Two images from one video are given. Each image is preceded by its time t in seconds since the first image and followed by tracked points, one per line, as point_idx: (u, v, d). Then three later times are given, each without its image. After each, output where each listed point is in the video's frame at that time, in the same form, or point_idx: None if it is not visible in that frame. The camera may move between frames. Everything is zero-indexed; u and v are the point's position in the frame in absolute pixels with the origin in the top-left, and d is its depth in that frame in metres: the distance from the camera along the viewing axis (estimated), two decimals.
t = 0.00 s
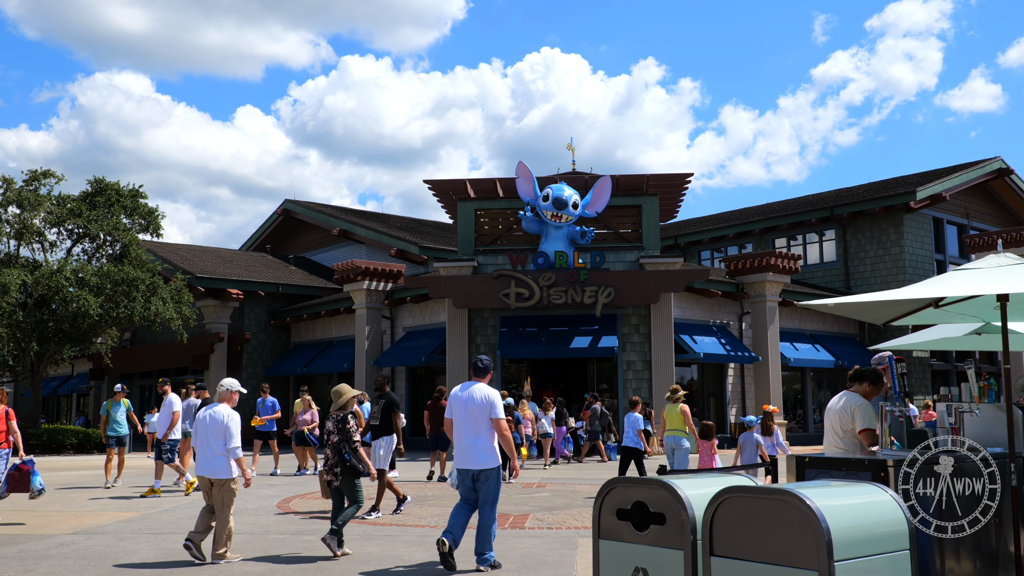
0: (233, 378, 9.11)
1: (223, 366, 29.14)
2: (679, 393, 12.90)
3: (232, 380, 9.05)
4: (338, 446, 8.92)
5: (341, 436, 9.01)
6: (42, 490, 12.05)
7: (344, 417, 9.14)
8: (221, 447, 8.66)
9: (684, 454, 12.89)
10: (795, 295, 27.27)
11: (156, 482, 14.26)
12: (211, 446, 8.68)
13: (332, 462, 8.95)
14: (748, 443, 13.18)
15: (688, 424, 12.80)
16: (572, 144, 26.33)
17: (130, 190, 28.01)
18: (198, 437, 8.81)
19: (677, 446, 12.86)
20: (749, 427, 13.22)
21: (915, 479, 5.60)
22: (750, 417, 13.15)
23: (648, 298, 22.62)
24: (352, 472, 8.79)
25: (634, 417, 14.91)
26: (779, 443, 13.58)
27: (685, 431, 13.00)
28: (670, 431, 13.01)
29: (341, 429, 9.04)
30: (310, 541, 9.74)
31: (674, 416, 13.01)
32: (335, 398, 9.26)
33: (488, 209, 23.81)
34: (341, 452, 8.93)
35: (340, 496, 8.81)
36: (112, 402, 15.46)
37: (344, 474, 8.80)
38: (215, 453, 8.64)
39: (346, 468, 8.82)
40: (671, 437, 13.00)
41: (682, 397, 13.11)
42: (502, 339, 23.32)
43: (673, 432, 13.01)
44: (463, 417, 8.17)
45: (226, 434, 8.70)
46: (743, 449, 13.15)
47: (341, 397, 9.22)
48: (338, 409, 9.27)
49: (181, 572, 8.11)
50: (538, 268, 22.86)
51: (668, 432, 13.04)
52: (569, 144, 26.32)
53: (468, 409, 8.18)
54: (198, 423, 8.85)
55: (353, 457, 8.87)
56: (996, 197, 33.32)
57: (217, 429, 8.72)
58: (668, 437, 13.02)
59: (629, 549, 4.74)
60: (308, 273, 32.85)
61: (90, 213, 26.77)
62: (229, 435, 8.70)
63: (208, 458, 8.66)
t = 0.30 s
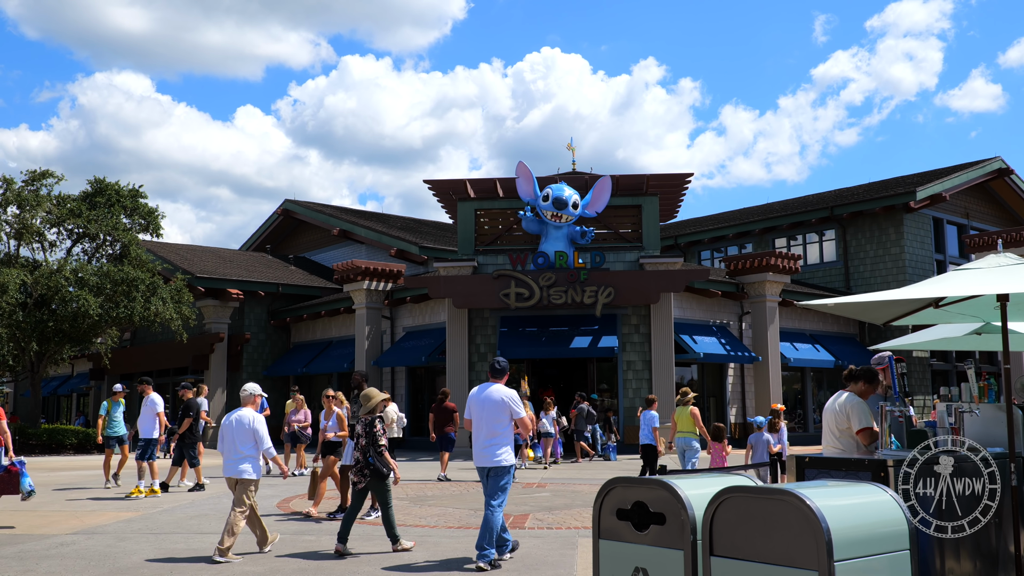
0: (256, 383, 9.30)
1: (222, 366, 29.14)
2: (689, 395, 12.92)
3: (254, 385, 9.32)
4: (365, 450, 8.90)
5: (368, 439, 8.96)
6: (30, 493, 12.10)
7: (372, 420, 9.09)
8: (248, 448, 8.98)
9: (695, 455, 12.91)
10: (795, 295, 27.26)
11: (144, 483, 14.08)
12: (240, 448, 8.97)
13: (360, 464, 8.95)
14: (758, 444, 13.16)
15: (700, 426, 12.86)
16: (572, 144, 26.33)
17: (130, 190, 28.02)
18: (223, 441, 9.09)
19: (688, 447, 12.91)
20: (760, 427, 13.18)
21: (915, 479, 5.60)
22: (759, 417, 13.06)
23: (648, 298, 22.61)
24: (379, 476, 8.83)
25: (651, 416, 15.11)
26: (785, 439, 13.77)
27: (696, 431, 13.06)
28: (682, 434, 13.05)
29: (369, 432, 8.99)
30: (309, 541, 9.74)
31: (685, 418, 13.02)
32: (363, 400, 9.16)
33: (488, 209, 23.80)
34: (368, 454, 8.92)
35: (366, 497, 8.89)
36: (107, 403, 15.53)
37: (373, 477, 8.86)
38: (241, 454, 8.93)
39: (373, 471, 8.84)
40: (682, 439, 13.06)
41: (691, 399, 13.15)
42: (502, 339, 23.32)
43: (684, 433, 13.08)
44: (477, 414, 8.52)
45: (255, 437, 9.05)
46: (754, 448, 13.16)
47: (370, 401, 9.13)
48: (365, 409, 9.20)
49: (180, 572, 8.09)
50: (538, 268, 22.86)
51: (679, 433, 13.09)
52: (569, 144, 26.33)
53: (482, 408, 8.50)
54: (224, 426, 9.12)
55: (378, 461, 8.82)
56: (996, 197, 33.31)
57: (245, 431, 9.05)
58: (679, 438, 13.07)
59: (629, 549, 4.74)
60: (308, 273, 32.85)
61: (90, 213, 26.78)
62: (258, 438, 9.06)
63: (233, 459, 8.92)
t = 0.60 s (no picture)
0: (276, 380, 9.69)
1: (222, 366, 29.13)
2: (700, 395, 12.99)
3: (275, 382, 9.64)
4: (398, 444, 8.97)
5: (401, 436, 9.04)
6: (22, 494, 12.13)
7: (405, 417, 9.16)
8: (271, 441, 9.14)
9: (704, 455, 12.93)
10: (795, 295, 27.26)
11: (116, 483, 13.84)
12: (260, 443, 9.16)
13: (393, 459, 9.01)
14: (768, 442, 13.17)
15: (710, 425, 12.89)
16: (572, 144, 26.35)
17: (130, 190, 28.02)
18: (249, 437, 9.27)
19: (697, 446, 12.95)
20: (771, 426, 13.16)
21: (915, 479, 5.60)
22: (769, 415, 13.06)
23: (648, 298, 22.61)
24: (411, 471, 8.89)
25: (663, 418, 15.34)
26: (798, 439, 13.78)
27: (707, 431, 13.11)
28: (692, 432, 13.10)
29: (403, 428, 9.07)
30: (309, 541, 9.74)
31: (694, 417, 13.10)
32: (395, 397, 9.18)
33: (488, 209, 23.80)
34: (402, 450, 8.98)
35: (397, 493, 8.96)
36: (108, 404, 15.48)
37: (405, 472, 8.90)
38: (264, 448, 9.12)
39: (405, 467, 8.91)
40: (692, 438, 13.09)
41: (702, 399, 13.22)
42: (502, 339, 23.32)
43: (694, 432, 13.11)
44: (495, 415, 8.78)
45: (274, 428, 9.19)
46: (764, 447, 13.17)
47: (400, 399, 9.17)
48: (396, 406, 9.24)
49: (180, 572, 8.09)
50: (538, 268, 22.86)
51: (690, 433, 13.16)
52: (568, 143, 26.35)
53: (497, 409, 8.79)
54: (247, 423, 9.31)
55: (411, 457, 8.96)
56: (996, 197, 33.31)
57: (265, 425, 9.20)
58: (689, 437, 13.11)
59: (628, 549, 4.74)
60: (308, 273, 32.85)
61: (90, 213, 26.78)
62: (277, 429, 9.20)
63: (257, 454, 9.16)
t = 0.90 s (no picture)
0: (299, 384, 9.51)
1: (222, 366, 29.13)
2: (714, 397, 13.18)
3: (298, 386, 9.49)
4: (426, 445, 9.07)
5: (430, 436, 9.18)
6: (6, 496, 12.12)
7: (432, 419, 9.28)
8: (291, 443, 9.19)
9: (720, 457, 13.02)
10: (795, 295, 27.26)
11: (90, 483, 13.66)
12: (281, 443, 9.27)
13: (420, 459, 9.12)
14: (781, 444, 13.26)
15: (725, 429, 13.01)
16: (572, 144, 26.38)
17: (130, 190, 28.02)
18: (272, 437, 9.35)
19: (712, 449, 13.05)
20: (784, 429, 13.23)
21: (915, 479, 5.60)
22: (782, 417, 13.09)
23: (648, 298, 22.61)
24: (438, 471, 9.00)
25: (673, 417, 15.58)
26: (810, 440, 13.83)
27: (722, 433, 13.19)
28: (707, 435, 13.25)
29: (431, 430, 9.18)
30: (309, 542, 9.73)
31: (708, 420, 13.25)
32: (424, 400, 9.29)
33: (488, 209, 23.81)
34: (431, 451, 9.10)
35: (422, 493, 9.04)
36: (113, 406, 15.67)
37: (433, 473, 9.01)
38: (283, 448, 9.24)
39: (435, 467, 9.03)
40: (707, 441, 13.18)
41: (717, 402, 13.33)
42: (502, 339, 23.33)
43: (709, 435, 13.21)
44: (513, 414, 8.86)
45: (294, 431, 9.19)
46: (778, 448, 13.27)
47: (428, 401, 9.29)
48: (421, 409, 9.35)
49: (180, 571, 8.09)
50: (538, 268, 22.86)
51: (705, 435, 13.24)
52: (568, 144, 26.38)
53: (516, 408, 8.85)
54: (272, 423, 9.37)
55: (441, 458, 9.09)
56: (996, 197, 33.31)
57: (286, 427, 9.23)
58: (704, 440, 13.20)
59: (628, 549, 4.74)
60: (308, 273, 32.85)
61: (90, 213, 26.78)
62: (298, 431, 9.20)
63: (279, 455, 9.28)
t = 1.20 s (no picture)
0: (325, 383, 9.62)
1: (222, 366, 29.13)
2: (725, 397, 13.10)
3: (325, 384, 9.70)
4: (449, 441, 9.24)
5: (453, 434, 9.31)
6: None
7: (455, 416, 9.41)
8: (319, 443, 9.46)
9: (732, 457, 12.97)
10: (795, 295, 27.26)
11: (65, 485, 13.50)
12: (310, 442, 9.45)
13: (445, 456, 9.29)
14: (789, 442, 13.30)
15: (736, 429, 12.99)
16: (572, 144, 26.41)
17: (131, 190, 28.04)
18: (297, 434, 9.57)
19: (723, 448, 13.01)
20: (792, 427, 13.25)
21: (915, 479, 5.60)
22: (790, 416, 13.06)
23: (648, 298, 22.62)
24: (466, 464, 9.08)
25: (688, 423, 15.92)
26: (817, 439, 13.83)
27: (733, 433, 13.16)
28: (718, 435, 13.14)
29: (453, 426, 9.32)
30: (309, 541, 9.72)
31: (721, 420, 13.11)
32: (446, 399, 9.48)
33: (488, 209, 23.81)
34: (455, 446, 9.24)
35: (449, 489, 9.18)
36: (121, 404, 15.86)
37: (458, 467, 9.13)
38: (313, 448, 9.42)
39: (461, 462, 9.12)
40: (718, 440, 13.15)
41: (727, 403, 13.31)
42: (502, 339, 23.33)
43: (720, 435, 13.17)
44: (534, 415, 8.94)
45: (324, 430, 9.49)
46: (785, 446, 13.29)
47: (448, 400, 9.47)
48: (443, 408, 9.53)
49: (180, 571, 8.08)
50: (538, 268, 22.86)
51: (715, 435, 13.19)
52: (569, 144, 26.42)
53: (538, 409, 8.93)
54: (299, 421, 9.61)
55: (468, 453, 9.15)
56: (996, 197, 33.30)
57: (316, 426, 9.51)
58: (714, 440, 13.17)
59: (628, 549, 4.74)
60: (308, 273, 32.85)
61: (91, 213, 26.79)
62: (328, 431, 9.52)
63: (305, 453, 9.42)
